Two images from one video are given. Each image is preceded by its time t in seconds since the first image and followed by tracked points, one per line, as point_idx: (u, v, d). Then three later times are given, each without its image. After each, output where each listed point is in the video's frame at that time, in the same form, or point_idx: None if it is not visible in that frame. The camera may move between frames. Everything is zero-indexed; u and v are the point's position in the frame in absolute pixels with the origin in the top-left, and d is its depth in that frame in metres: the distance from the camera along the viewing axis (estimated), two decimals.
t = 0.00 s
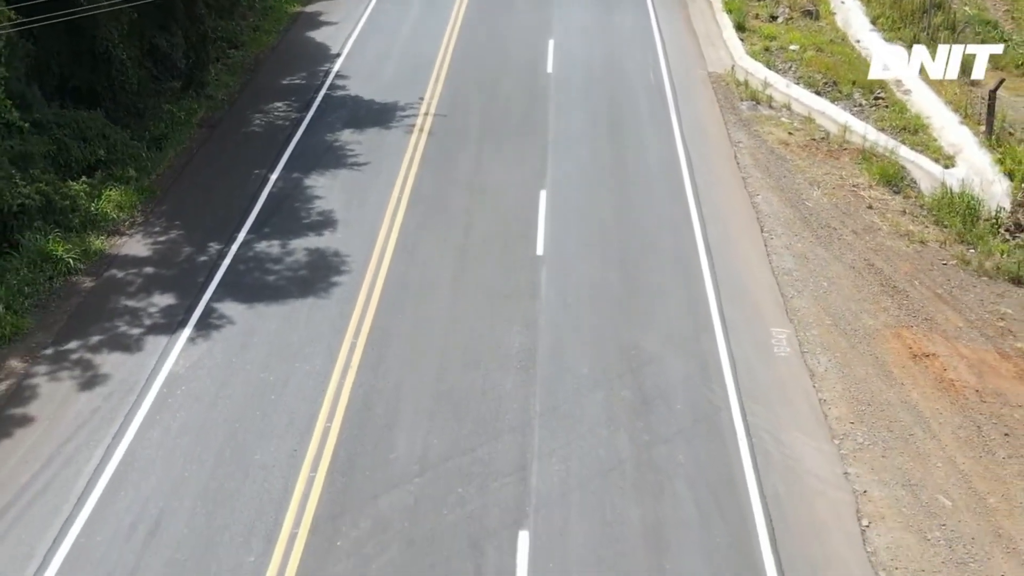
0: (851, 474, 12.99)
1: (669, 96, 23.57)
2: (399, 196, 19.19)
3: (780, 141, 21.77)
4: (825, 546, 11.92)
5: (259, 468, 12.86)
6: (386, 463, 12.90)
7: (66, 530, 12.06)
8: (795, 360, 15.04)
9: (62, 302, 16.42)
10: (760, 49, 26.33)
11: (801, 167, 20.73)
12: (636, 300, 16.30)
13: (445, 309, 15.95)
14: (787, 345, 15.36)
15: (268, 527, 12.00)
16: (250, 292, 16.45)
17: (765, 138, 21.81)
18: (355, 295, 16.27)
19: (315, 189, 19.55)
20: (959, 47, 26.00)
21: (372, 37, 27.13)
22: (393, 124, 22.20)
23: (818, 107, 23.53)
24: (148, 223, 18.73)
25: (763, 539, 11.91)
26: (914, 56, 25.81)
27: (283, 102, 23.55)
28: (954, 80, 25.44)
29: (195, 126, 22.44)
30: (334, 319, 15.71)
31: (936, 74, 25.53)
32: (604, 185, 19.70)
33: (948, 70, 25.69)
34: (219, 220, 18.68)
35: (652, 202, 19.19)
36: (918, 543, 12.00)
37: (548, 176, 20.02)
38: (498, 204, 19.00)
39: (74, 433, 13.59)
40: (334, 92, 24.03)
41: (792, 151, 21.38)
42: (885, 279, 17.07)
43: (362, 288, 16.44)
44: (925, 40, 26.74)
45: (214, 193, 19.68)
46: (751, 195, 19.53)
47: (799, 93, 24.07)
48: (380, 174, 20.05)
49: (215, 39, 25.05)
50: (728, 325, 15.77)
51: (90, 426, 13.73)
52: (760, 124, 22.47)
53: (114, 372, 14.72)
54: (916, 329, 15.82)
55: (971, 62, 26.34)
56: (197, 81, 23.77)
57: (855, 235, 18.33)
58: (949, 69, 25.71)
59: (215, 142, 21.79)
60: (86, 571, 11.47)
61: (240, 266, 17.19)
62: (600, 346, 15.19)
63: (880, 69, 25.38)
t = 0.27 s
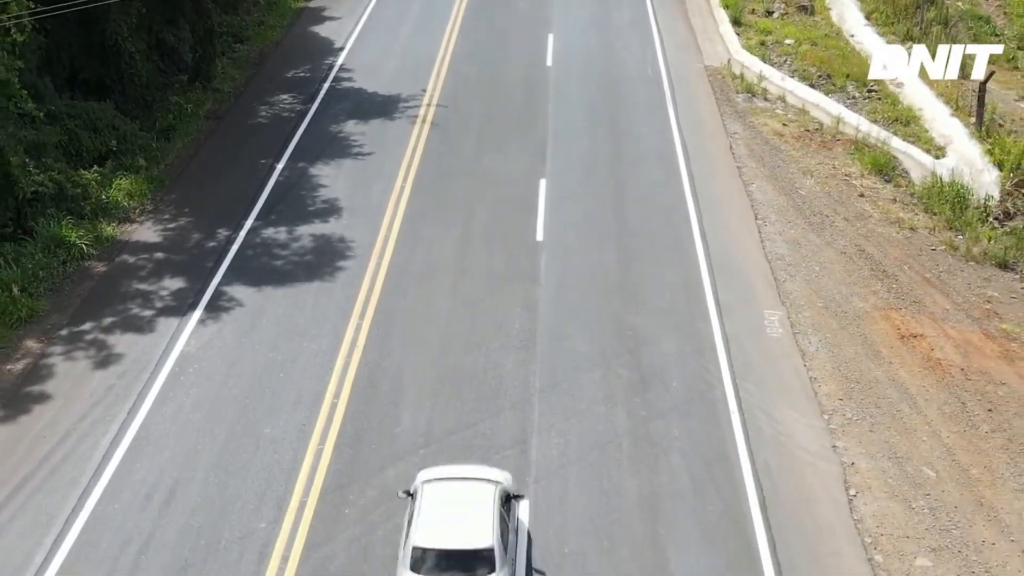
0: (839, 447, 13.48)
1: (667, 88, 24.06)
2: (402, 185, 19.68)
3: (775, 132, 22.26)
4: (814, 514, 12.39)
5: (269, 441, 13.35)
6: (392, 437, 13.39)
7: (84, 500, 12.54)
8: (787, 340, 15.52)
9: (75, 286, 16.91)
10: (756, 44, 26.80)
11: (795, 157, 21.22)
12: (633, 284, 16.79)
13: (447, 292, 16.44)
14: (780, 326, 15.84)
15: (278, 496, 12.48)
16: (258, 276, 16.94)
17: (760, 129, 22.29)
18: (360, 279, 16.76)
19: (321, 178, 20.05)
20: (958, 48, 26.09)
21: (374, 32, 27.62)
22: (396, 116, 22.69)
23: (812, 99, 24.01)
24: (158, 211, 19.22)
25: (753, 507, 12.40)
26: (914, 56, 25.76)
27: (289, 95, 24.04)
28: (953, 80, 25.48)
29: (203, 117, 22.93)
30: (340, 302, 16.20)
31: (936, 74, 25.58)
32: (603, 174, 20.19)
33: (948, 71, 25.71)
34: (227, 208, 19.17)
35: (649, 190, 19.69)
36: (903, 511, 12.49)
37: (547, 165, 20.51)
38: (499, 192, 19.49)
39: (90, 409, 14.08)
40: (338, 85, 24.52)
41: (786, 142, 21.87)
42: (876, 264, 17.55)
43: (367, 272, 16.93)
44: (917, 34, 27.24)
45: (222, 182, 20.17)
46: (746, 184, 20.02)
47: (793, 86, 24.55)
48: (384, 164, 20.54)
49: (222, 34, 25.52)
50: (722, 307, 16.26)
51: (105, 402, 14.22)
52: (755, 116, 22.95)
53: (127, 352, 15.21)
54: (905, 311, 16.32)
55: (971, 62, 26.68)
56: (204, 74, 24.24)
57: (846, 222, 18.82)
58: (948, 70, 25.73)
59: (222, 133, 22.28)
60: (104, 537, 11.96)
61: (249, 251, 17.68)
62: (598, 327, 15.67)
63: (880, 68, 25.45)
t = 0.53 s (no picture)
0: (830, 425, 13.91)
1: (664, 82, 24.51)
2: (405, 175, 20.12)
3: (770, 124, 22.71)
4: (804, 487, 12.83)
5: (278, 419, 13.78)
6: (396, 415, 13.83)
7: (99, 474, 12.97)
8: (780, 324, 15.96)
9: (87, 272, 17.35)
10: (752, 39, 27.23)
11: (790, 148, 21.67)
12: (630, 270, 17.23)
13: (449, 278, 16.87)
14: (773, 310, 16.29)
15: (287, 470, 12.91)
16: (265, 262, 17.37)
17: (755, 121, 22.73)
18: (365, 265, 17.19)
19: (325, 169, 20.49)
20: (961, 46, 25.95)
21: (377, 28, 28.07)
22: (398, 108, 23.13)
23: (807, 93, 24.45)
24: (166, 200, 19.66)
25: (746, 480, 12.84)
26: (914, 56, 25.87)
27: (293, 89, 24.49)
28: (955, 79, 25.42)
29: (209, 110, 23.37)
30: (345, 287, 16.63)
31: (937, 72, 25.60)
32: (601, 165, 20.63)
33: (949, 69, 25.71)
34: (234, 198, 19.61)
35: (647, 180, 20.13)
36: (891, 485, 12.93)
37: (546, 156, 20.95)
38: (500, 182, 19.93)
39: (103, 389, 14.50)
40: (341, 79, 24.96)
41: (781, 134, 22.32)
42: (867, 251, 18.00)
43: (371, 259, 17.37)
44: (911, 30, 27.72)
45: (228, 172, 20.60)
46: (741, 174, 20.45)
47: (789, 80, 24.99)
48: (387, 155, 20.98)
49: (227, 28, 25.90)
50: (717, 292, 16.70)
51: (118, 382, 14.64)
52: (751, 109, 23.39)
53: (139, 334, 15.65)
54: (895, 296, 16.77)
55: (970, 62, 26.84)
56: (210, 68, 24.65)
57: (839, 211, 19.26)
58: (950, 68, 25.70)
59: (228, 126, 22.73)
60: (120, 509, 12.39)
61: (255, 238, 18.12)
62: (596, 311, 16.12)
63: (880, 69, 25.52)
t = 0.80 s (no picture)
0: (820, 401, 14.39)
1: (662, 75, 25.01)
2: (408, 165, 20.62)
3: (765, 115, 23.21)
4: (795, 459, 13.32)
5: (287, 395, 14.26)
6: (402, 391, 14.32)
7: (116, 447, 13.44)
8: (773, 306, 16.45)
9: (100, 258, 17.86)
10: (749, 33, 27.71)
11: (784, 139, 22.17)
12: (628, 255, 17.73)
13: (452, 263, 17.37)
14: (766, 293, 16.78)
15: (296, 443, 13.39)
16: (272, 248, 17.86)
17: (751, 113, 23.22)
18: (370, 250, 17.69)
19: (330, 159, 20.98)
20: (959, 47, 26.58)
21: (380, 24, 28.56)
22: (401, 101, 23.62)
23: (802, 85, 24.94)
24: (175, 189, 20.15)
25: (739, 452, 13.33)
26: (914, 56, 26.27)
27: (298, 81, 24.99)
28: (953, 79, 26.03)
29: (216, 102, 23.85)
30: (350, 271, 17.12)
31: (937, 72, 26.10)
32: (600, 156, 21.14)
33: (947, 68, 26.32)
34: (242, 186, 20.10)
35: (644, 170, 20.63)
36: (878, 457, 13.42)
37: (547, 147, 21.45)
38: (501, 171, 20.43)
39: (118, 368, 14.98)
40: (345, 73, 25.45)
41: (776, 125, 22.80)
42: (858, 237, 18.49)
43: (376, 244, 17.87)
44: (904, 25, 28.21)
45: (236, 162, 21.09)
46: (737, 163, 20.94)
47: (784, 73, 25.47)
48: (390, 145, 21.47)
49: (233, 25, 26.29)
50: (712, 276, 17.20)
51: (131, 362, 15.11)
52: (747, 101, 23.88)
53: (151, 316, 16.14)
54: (885, 280, 17.27)
55: (970, 61, 27.07)
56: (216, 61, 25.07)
57: (832, 199, 19.76)
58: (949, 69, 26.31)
59: (235, 117, 23.21)
60: (135, 479, 12.86)
61: (263, 225, 18.60)
62: (594, 294, 16.60)
63: (879, 69, 25.83)
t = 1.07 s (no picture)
0: (812, 380, 14.85)
1: (660, 68, 25.47)
2: (411, 155, 21.08)
3: (761, 108, 23.67)
4: (788, 434, 13.78)
5: (296, 374, 14.73)
6: (407, 371, 14.78)
7: (131, 424, 13.91)
8: (767, 290, 16.91)
9: (111, 244, 18.33)
10: (746, 28, 28.14)
11: (780, 131, 22.64)
12: (627, 242, 18.19)
13: (455, 249, 17.84)
14: (761, 278, 17.23)
15: (305, 419, 13.86)
16: (280, 235, 18.33)
17: (747, 106, 23.68)
18: (375, 237, 18.15)
19: (335, 149, 21.45)
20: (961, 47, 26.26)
21: (383, 19, 29.02)
22: (404, 93, 24.08)
23: (798, 79, 25.39)
24: (184, 179, 20.62)
25: (733, 429, 13.80)
26: (915, 56, 26.12)
27: (303, 75, 25.45)
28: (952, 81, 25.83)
29: (223, 95, 24.31)
30: (356, 257, 17.58)
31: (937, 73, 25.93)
32: (599, 146, 21.60)
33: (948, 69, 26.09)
34: (249, 176, 20.57)
35: (642, 160, 21.09)
36: (868, 433, 13.88)
37: (547, 138, 21.91)
38: (502, 161, 20.89)
39: (132, 348, 15.45)
40: (348, 66, 25.92)
41: (772, 118, 23.27)
42: (851, 225, 18.96)
43: (381, 231, 18.33)
44: (899, 20, 28.66)
45: (243, 152, 21.56)
46: (733, 154, 21.40)
47: (780, 66, 25.93)
48: (394, 136, 21.94)
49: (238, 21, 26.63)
50: (708, 261, 17.66)
51: (145, 343, 15.59)
52: (743, 94, 24.34)
53: (163, 300, 16.60)
54: (876, 266, 17.73)
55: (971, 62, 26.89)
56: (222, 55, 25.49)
57: (826, 189, 20.23)
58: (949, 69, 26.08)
59: (241, 110, 23.68)
60: (151, 453, 13.33)
61: (270, 213, 19.06)
62: (594, 279, 17.06)
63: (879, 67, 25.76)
